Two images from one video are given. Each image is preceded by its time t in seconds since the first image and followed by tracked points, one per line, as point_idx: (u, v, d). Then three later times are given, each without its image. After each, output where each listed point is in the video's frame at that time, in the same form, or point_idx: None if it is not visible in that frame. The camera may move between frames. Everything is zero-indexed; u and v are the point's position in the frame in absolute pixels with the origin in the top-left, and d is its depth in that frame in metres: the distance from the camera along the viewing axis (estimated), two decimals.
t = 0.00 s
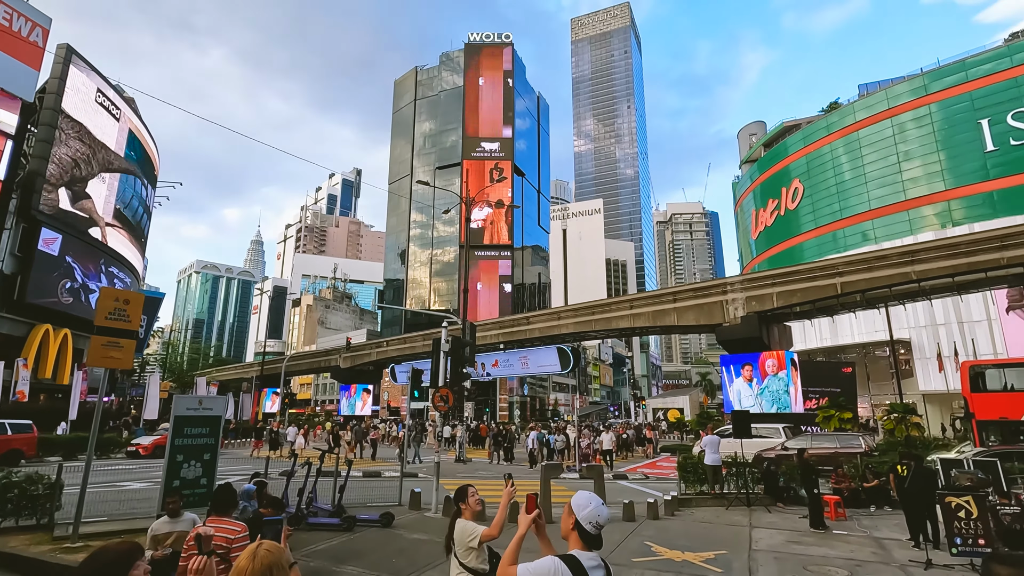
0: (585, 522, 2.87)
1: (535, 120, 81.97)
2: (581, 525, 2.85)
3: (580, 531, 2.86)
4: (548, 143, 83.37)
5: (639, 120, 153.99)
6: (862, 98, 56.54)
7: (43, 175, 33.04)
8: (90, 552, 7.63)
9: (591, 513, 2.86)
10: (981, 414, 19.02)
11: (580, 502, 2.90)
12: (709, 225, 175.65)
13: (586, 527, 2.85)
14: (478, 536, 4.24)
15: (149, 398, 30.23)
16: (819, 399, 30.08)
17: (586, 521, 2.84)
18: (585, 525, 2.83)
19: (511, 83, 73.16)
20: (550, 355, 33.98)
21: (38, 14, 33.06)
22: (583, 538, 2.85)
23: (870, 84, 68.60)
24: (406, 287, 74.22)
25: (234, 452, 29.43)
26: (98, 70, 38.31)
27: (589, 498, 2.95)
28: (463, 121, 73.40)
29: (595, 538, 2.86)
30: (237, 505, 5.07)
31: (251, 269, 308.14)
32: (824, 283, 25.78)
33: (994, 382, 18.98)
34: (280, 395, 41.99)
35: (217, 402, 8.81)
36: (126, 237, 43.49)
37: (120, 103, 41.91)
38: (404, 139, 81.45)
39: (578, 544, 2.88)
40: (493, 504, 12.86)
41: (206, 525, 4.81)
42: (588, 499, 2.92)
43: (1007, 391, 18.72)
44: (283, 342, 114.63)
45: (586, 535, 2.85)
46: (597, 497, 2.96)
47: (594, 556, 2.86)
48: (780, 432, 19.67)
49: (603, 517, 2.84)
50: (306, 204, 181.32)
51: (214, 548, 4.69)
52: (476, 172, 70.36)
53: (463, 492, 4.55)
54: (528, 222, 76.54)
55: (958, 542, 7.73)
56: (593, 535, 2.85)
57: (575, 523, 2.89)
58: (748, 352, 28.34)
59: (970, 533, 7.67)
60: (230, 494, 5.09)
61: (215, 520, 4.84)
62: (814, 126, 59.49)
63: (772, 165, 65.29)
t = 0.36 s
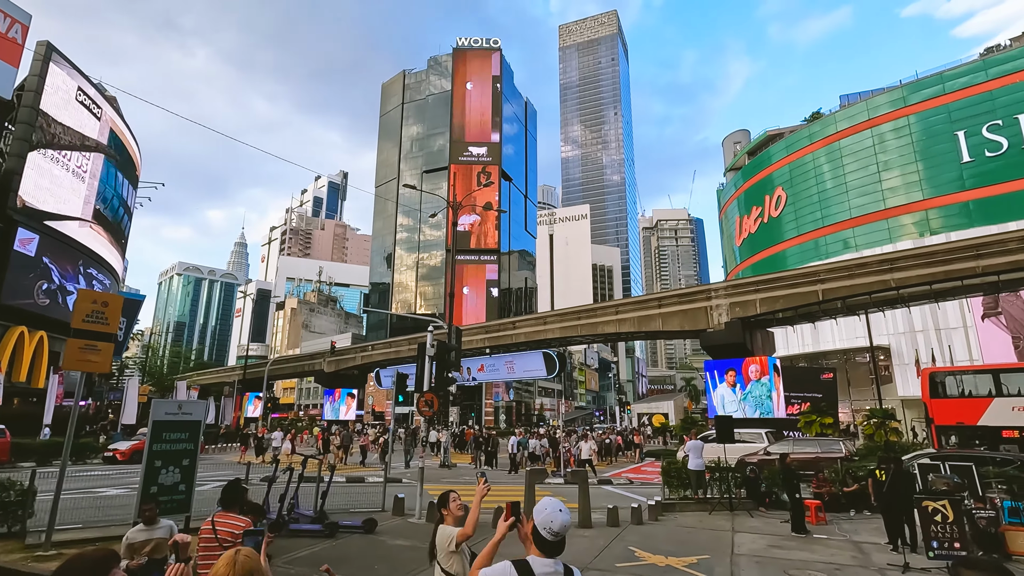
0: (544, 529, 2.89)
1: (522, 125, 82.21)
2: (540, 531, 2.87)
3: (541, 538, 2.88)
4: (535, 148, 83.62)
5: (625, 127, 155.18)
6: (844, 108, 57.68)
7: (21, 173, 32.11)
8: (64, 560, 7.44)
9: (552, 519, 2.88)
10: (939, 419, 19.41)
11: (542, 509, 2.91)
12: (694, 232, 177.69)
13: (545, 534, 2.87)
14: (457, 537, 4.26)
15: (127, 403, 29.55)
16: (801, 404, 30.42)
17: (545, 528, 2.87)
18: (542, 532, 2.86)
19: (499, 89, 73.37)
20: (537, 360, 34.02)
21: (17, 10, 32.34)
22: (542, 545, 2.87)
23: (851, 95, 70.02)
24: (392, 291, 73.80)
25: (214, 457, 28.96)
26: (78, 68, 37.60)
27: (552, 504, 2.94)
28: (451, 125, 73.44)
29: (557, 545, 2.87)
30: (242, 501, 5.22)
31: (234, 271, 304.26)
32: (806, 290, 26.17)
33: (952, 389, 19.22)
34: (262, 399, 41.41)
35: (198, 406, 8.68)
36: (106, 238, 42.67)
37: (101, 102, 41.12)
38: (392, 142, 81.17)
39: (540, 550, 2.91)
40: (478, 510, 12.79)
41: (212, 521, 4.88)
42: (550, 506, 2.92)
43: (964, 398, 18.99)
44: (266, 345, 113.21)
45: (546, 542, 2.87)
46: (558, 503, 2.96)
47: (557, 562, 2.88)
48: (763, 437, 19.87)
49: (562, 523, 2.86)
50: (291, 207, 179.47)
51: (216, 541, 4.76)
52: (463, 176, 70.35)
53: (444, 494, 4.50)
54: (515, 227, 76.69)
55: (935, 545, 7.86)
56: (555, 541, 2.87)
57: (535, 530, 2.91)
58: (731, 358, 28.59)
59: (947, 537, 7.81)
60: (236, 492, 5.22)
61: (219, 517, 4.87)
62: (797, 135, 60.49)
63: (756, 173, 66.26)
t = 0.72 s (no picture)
0: (489, 530, 2.99)
1: (509, 129, 82.46)
2: (487, 531, 2.98)
3: (487, 539, 2.98)
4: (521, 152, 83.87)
5: (611, 133, 156.31)
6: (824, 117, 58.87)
7: None
8: (33, 568, 7.22)
9: (495, 515, 3.01)
10: (904, 423, 19.39)
11: (489, 510, 3.03)
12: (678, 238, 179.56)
13: (489, 534, 2.97)
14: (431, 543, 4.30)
15: (103, 406, 28.81)
16: (782, 408, 30.80)
17: (490, 528, 2.98)
18: (487, 532, 2.97)
19: (486, 92, 73.48)
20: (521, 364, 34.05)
21: None
22: (489, 545, 2.96)
23: (831, 105, 71.53)
24: (377, 294, 73.30)
25: (192, 462, 28.38)
26: (55, 63, 36.93)
27: (497, 504, 3.07)
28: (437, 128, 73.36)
29: (504, 545, 2.98)
30: (260, 503, 4.90)
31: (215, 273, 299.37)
32: (787, 296, 26.56)
33: (917, 393, 19.21)
34: (242, 403, 40.80)
35: (175, 410, 8.50)
36: (83, 237, 41.83)
37: (80, 98, 40.41)
38: (377, 144, 80.73)
39: (489, 547, 3.01)
40: (462, 514, 12.72)
41: (229, 520, 4.73)
42: (498, 506, 3.04)
43: (928, 402, 19.00)
44: (247, 348, 111.56)
45: (491, 542, 2.98)
46: (505, 503, 3.09)
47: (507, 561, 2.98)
48: (744, 441, 20.05)
49: (506, 521, 2.98)
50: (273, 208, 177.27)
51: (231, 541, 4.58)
52: (449, 179, 70.33)
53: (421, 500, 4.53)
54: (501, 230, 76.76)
55: (910, 548, 8.01)
56: (504, 539, 2.97)
57: (484, 528, 3.03)
58: (714, 362, 28.88)
59: (921, 539, 7.96)
60: (254, 491, 4.91)
61: (236, 518, 4.73)
62: (779, 143, 61.52)
63: (739, 180, 67.18)
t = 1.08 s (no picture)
0: (451, 528, 3.06)
1: (493, 131, 82.54)
2: (447, 530, 3.05)
3: (448, 536, 3.05)
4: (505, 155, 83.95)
5: (595, 138, 157.27)
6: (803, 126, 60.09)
7: None
8: None
9: (456, 513, 3.10)
10: (871, 425, 19.99)
11: (451, 509, 3.11)
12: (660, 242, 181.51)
13: (451, 531, 3.05)
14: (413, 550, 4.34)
15: (73, 408, 27.97)
16: (760, 412, 31.26)
17: (450, 526, 3.06)
18: (449, 529, 3.05)
19: (471, 94, 73.40)
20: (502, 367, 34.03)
21: None
22: (451, 543, 3.03)
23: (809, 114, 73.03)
24: (358, 295, 72.65)
25: (165, 466, 27.69)
26: (28, 55, 35.94)
27: (457, 503, 3.17)
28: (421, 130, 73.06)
29: (465, 542, 3.06)
30: (267, 500, 5.07)
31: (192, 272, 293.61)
32: (766, 300, 26.97)
33: (885, 396, 19.86)
34: (219, 405, 40.04)
35: (148, 412, 8.31)
36: (55, 234, 40.67)
37: (53, 91, 39.37)
38: (361, 144, 80.07)
39: (452, 546, 3.09)
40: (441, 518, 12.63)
41: (238, 513, 4.94)
42: (458, 505, 3.14)
43: (896, 406, 19.56)
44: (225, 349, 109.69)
45: (452, 539, 3.05)
46: (465, 502, 3.19)
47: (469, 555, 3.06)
48: (723, 443, 20.29)
49: (464, 517, 3.09)
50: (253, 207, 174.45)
51: (239, 533, 4.81)
52: (433, 180, 70.12)
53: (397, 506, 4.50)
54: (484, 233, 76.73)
55: (882, 548, 8.16)
56: (466, 537, 3.06)
57: (447, 527, 3.10)
58: (694, 366, 29.19)
59: (892, 540, 8.12)
60: (261, 489, 5.06)
61: (245, 512, 4.92)
62: (760, 150, 62.56)
63: (719, 186, 68.14)
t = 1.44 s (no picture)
0: (434, 528, 3.05)
1: (475, 132, 82.47)
2: (432, 530, 3.04)
3: (432, 535, 3.05)
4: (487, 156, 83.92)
5: (577, 141, 158.29)
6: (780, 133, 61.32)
7: None
8: None
9: (440, 515, 3.08)
10: (840, 427, 20.33)
11: (433, 509, 3.10)
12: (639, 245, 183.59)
13: (435, 531, 3.04)
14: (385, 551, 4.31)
15: (38, 410, 27.01)
16: (736, 414, 31.80)
17: (436, 525, 3.05)
18: (434, 530, 3.04)
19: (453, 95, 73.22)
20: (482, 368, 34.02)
21: None
22: (435, 542, 3.02)
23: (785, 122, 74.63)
24: (337, 295, 71.86)
25: (134, 468, 26.89)
26: None
27: (441, 503, 3.18)
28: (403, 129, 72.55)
29: (448, 541, 3.05)
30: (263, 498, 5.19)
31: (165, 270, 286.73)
32: (742, 304, 27.39)
33: (854, 399, 20.26)
34: (192, 406, 39.14)
35: (116, 413, 8.07)
36: (21, 229, 39.36)
37: (21, 81, 38.11)
38: (341, 142, 79.14)
39: (434, 546, 3.07)
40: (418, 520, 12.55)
41: (238, 512, 5.01)
42: (440, 505, 3.13)
43: (865, 408, 20.01)
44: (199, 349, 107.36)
45: (437, 538, 3.03)
46: (447, 502, 3.19)
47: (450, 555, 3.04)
48: (699, 445, 20.56)
49: (449, 519, 3.07)
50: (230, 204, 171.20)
51: (242, 531, 4.90)
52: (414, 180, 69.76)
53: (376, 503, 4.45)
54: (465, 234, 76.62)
55: (850, 547, 8.33)
56: (448, 538, 3.05)
57: (428, 528, 3.09)
58: (672, 368, 29.52)
59: (860, 539, 8.31)
60: (258, 488, 5.19)
61: (245, 511, 5.01)
62: (738, 157, 63.62)
63: (698, 191, 69.07)
